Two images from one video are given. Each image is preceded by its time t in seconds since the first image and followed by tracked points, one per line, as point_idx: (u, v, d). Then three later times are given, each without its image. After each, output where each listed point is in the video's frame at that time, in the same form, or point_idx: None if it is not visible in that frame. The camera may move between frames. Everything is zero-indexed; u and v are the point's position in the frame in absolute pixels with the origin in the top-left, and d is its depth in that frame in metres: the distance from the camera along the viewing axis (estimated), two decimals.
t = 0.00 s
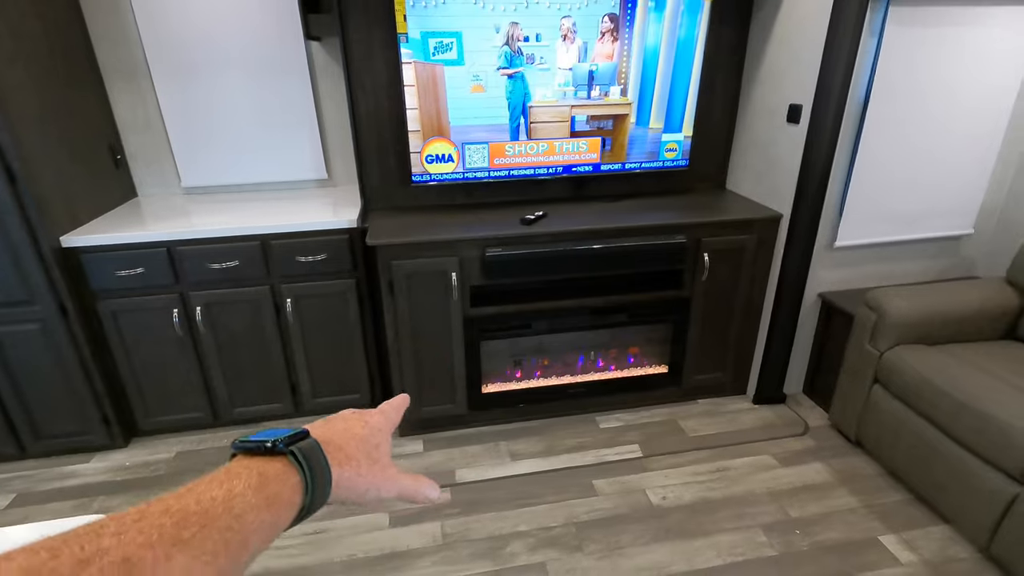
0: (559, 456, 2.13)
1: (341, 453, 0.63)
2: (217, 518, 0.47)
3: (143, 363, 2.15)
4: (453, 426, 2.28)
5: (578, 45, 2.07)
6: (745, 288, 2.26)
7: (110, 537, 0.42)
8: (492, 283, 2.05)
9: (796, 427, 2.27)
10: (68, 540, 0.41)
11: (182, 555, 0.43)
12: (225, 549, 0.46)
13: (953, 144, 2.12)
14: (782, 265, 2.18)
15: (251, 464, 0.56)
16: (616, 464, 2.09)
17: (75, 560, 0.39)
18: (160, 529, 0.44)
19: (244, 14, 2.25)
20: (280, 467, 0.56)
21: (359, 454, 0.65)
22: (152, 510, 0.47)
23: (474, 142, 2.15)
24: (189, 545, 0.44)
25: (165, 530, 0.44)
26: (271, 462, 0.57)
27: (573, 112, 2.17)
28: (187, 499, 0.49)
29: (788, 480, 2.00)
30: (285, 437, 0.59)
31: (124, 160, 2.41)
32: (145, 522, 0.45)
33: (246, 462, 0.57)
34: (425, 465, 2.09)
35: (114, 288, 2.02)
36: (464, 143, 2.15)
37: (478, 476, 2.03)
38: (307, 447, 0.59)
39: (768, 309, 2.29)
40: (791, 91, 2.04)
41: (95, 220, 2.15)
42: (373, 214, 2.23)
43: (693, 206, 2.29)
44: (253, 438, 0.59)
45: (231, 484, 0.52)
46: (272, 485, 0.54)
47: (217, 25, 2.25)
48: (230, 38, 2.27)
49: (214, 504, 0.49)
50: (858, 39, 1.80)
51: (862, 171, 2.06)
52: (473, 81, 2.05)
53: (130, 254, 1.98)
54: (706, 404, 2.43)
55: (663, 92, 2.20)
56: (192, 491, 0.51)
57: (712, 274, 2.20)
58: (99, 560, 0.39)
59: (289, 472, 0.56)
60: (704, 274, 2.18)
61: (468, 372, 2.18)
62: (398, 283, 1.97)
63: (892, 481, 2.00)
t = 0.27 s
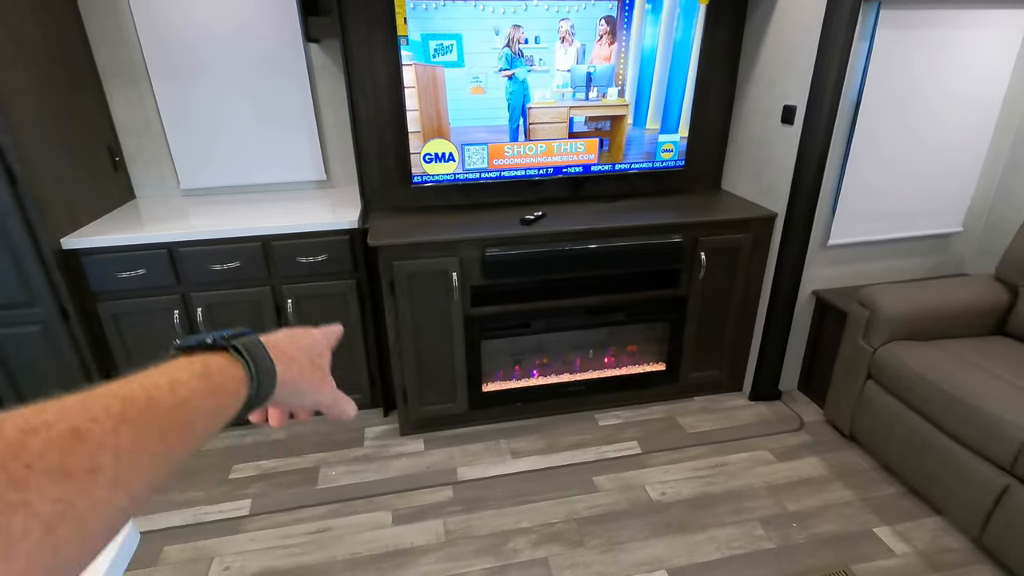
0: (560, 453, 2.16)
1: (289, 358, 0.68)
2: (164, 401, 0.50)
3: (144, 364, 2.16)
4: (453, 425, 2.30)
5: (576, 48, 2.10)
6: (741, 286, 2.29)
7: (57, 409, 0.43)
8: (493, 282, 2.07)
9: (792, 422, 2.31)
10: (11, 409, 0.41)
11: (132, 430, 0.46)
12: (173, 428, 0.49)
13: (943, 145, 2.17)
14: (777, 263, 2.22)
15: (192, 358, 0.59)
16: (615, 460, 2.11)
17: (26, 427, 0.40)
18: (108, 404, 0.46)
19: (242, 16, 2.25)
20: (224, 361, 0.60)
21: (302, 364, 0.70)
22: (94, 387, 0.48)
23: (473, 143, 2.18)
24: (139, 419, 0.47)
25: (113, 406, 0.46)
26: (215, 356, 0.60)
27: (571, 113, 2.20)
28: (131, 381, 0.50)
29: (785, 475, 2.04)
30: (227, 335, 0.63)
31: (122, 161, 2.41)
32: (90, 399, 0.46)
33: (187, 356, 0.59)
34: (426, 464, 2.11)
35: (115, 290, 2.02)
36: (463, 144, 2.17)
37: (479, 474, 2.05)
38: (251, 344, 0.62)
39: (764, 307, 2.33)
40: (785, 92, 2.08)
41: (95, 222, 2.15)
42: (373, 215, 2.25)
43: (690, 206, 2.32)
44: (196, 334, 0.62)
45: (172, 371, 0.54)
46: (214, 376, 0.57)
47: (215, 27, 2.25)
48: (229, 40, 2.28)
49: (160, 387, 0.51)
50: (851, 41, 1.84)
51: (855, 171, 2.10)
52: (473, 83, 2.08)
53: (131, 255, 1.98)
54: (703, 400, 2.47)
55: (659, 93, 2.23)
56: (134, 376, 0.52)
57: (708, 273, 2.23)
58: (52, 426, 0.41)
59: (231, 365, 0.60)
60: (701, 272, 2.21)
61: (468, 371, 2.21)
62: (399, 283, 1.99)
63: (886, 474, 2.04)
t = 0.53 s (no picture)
0: (557, 453, 2.17)
1: (318, 344, 0.69)
2: (198, 405, 0.50)
3: (141, 368, 2.15)
4: (451, 426, 2.31)
5: (570, 50, 2.11)
6: (735, 286, 2.32)
7: (95, 413, 0.45)
8: (489, 284, 2.08)
9: (786, 421, 2.34)
10: (49, 414, 0.43)
11: (164, 436, 0.47)
12: (206, 433, 0.50)
13: (932, 146, 2.20)
14: (770, 263, 2.24)
15: (227, 360, 0.60)
16: (612, 460, 2.13)
17: (62, 431, 0.42)
18: (142, 409, 0.47)
19: (237, 19, 2.25)
20: (257, 363, 0.60)
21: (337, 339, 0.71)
22: (132, 391, 0.49)
23: (469, 145, 2.19)
24: (170, 425, 0.47)
25: (149, 410, 0.47)
26: (249, 357, 0.61)
27: (566, 115, 2.21)
28: (165, 384, 0.51)
29: (780, 472, 2.06)
30: (261, 335, 0.63)
31: (117, 165, 2.40)
32: (125, 402, 0.47)
33: (224, 357, 0.61)
34: (424, 465, 2.12)
35: (111, 294, 2.02)
36: (459, 147, 2.18)
37: (478, 475, 2.07)
38: (283, 343, 0.62)
39: (758, 307, 2.35)
40: (777, 94, 2.11)
41: (90, 225, 2.14)
42: (370, 217, 2.26)
43: (684, 207, 2.34)
44: (230, 334, 0.63)
45: (207, 376, 0.55)
46: (247, 379, 0.58)
47: (210, 29, 2.25)
48: (224, 42, 2.27)
49: (193, 390, 0.52)
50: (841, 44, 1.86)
51: (846, 172, 2.13)
52: (468, 85, 2.09)
53: (126, 259, 1.98)
54: (698, 400, 2.49)
55: (653, 95, 2.25)
56: (170, 379, 0.53)
57: (702, 273, 2.25)
58: (85, 431, 0.42)
59: (263, 368, 0.60)
60: (695, 273, 2.23)
61: (466, 372, 2.22)
62: (397, 285, 2.00)
63: (879, 471, 2.07)
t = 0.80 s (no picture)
0: (556, 453, 2.17)
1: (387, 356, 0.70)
2: (286, 396, 0.51)
3: (135, 370, 2.13)
4: (450, 427, 2.31)
5: (567, 50, 2.11)
6: (732, 286, 2.32)
7: (196, 402, 0.46)
8: (488, 284, 2.08)
9: (783, 419, 2.35)
10: (156, 403, 0.45)
11: (259, 424, 0.47)
12: (294, 422, 0.50)
13: (927, 146, 2.23)
14: (767, 263, 2.25)
15: (310, 352, 0.61)
16: (611, 460, 2.13)
17: (169, 419, 0.43)
18: (237, 399, 0.48)
19: (231, 18, 2.23)
20: (336, 358, 0.61)
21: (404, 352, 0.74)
22: (226, 382, 0.50)
23: (467, 146, 2.19)
24: (264, 414, 0.48)
25: (243, 400, 0.48)
26: (327, 353, 0.62)
27: (564, 116, 2.21)
28: (255, 377, 0.52)
29: (778, 471, 2.07)
30: (338, 329, 0.65)
31: (110, 165, 2.38)
32: (222, 392, 0.48)
33: (304, 350, 0.62)
34: (423, 466, 2.11)
35: (105, 295, 2.00)
36: (457, 147, 2.18)
37: (477, 476, 2.06)
38: (358, 340, 0.64)
39: (755, 306, 2.36)
40: (773, 94, 2.12)
41: (83, 226, 2.12)
42: (367, 218, 2.25)
43: (681, 207, 2.35)
44: (307, 329, 0.64)
45: (291, 369, 0.56)
46: (327, 372, 0.58)
47: (204, 28, 2.23)
48: (219, 41, 2.26)
49: (281, 381, 0.53)
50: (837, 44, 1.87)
51: (843, 172, 2.14)
52: (466, 85, 2.08)
53: (120, 260, 1.95)
54: (696, 399, 2.50)
55: (650, 95, 2.25)
56: (260, 371, 0.55)
57: (700, 273, 2.26)
58: (191, 419, 0.44)
59: (341, 362, 0.62)
60: (692, 273, 2.24)
61: (464, 373, 2.22)
62: (395, 286, 1.99)
63: (876, 469, 2.08)
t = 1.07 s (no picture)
0: (555, 455, 2.17)
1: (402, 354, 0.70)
2: (307, 390, 0.52)
3: (131, 374, 2.11)
4: (449, 428, 2.30)
5: (566, 51, 2.11)
6: (730, 286, 2.33)
7: (221, 395, 0.47)
8: (487, 286, 2.08)
9: (781, 419, 2.36)
10: (185, 396, 0.45)
11: (283, 417, 0.48)
12: (316, 415, 0.51)
13: (923, 146, 2.24)
14: (765, 263, 2.26)
15: (326, 348, 0.62)
16: (611, 460, 2.13)
17: (197, 411, 0.44)
18: (260, 393, 0.48)
19: (228, 18, 2.22)
20: (352, 354, 0.61)
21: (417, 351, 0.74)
22: (249, 377, 0.51)
23: (466, 147, 2.18)
24: (287, 407, 0.49)
25: (266, 393, 0.49)
26: (343, 349, 0.62)
27: (562, 117, 2.22)
28: (276, 372, 0.53)
29: (777, 471, 2.08)
30: (353, 328, 0.66)
31: (105, 167, 2.36)
32: (246, 387, 0.49)
33: (321, 346, 0.62)
34: (423, 469, 2.11)
35: (101, 298, 1.98)
36: (455, 148, 2.18)
37: (477, 477, 2.06)
38: (373, 338, 0.64)
39: (753, 307, 2.37)
40: (771, 96, 2.13)
41: (78, 228, 2.10)
42: (365, 219, 2.24)
43: (679, 208, 2.36)
44: (323, 328, 0.65)
45: (311, 365, 0.57)
46: (345, 367, 0.59)
47: (201, 30, 2.22)
48: (216, 43, 2.24)
49: (303, 376, 0.53)
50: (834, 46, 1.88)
51: (839, 173, 2.16)
52: (464, 86, 2.08)
53: (117, 263, 1.94)
54: (694, 400, 2.51)
55: (648, 96, 2.26)
56: (280, 366, 0.55)
57: (698, 274, 2.27)
58: (218, 412, 0.44)
59: (358, 359, 0.62)
60: (691, 273, 2.25)
61: (463, 374, 2.21)
62: (394, 288, 1.98)
63: (873, 468, 2.09)
